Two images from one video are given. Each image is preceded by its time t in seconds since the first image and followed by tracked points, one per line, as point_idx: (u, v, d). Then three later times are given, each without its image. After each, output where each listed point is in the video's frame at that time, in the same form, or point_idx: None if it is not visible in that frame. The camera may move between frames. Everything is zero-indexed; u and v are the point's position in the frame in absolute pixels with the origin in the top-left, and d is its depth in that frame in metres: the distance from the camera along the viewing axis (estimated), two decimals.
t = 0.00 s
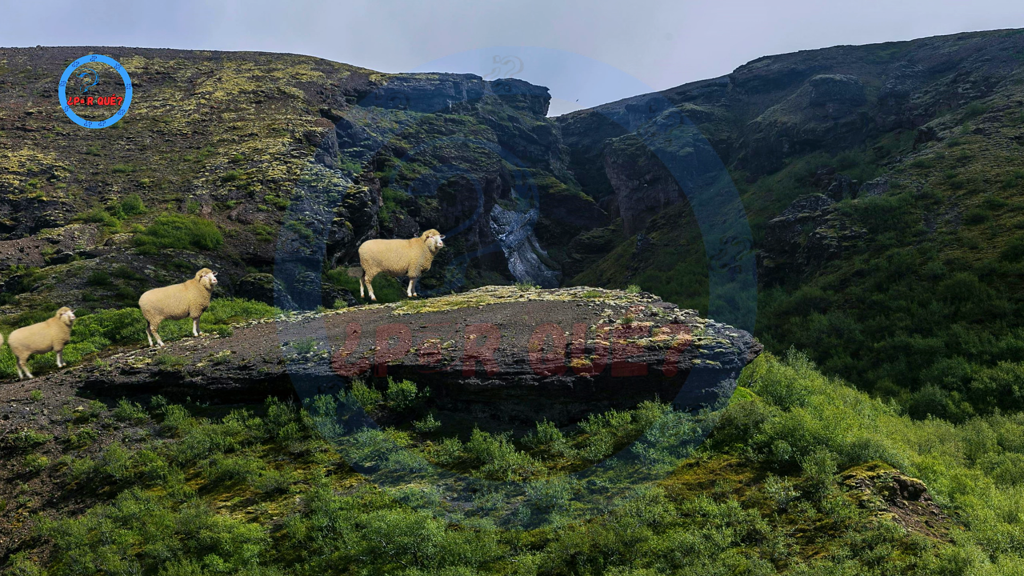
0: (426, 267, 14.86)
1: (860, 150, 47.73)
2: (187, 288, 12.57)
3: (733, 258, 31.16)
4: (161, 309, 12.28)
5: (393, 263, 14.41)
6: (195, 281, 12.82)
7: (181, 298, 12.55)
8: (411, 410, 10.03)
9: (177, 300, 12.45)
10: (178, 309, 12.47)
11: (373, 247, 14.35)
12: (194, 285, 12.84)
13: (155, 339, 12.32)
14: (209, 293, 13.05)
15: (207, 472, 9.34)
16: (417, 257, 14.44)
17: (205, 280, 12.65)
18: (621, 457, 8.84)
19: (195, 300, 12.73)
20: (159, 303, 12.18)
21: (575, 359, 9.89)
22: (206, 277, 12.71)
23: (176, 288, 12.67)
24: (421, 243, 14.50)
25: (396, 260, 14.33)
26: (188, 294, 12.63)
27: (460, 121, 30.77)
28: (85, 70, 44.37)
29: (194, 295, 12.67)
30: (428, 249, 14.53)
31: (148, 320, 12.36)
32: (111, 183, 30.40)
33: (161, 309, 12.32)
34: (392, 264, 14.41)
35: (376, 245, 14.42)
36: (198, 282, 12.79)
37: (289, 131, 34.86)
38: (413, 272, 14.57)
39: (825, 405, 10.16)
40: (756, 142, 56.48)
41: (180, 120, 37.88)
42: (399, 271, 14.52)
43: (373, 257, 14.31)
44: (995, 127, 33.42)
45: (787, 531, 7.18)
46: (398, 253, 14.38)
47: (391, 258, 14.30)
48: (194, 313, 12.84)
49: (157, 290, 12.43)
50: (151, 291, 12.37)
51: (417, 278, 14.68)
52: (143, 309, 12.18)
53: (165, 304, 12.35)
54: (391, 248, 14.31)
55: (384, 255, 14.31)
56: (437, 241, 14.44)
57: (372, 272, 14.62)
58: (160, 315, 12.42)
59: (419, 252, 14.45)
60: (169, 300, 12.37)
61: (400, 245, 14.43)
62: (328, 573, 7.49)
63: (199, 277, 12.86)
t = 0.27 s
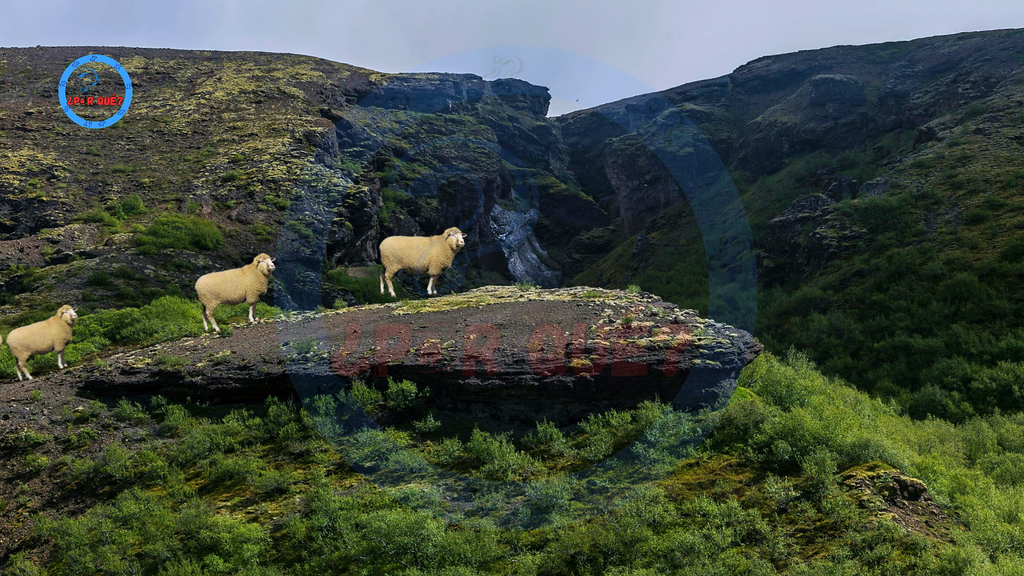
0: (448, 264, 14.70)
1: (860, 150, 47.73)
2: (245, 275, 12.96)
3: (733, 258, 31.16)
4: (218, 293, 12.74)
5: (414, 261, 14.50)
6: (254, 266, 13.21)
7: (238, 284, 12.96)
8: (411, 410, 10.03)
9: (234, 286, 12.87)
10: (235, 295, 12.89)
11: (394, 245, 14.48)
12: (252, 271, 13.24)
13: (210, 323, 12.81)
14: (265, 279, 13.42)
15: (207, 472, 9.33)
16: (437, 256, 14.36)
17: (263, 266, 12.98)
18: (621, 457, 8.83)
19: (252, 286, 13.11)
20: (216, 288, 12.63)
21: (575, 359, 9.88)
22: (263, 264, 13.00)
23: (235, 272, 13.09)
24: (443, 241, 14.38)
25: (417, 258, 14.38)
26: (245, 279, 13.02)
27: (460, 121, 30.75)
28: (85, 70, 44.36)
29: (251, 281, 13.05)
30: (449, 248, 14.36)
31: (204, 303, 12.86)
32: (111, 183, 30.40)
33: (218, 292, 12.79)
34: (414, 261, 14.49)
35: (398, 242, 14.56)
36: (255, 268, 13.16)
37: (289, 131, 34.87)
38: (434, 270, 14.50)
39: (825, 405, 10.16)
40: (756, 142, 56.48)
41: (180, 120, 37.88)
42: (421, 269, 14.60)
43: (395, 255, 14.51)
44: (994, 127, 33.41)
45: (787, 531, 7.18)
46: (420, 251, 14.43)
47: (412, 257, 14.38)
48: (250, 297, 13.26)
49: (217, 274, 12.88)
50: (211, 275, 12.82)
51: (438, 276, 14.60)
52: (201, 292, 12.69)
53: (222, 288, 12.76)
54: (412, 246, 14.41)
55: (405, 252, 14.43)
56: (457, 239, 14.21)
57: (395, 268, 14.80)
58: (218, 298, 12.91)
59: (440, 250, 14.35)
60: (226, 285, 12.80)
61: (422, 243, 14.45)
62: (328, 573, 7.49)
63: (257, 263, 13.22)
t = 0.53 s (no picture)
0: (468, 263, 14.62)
1: (860, 150, 47.73)
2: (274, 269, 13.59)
3: (733, 258, 31.16)
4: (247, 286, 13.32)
5: (434, 258, 14.50)
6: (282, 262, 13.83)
7: (267, 278, 13.56)
8: (411, 410, 10.04)
9: (263, 279, 13.48)
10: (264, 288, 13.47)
11: (415, 241, 14.57)
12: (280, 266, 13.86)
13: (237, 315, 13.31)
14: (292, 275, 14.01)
15: (207, 472, 9.33)
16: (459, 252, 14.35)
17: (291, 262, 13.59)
18: (621, 457, 8.84)
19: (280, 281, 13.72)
20: (246, 280, 13.21)
21: (575, 359, 9.88)
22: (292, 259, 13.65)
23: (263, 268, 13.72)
24: (464, 239, 14.41)
25: (439, 254, 14.38)
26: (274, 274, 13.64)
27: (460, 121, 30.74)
28: (85, 70, 44.35)
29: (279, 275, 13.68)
30: (471, 245, 14.35)
31: (232, 296, 13.40)
32: (111, 183, 30.40)
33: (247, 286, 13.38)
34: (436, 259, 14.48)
35: (420, 239, 14.66)
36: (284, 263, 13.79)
37: (289, 131, 34.87)
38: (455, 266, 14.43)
39: (824, 405, 10.16)
40: (756, 142, 56.46)
41: (180, 120, 37.87)
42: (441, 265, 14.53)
43: (416, 251, 14.54)
44: (995, 127, 33.41)
45: (788, 531, 7.18)
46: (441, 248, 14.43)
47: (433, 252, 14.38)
48: (277, 292, 13.82)
49: (248, 268, 13.53)
50: (241, 269, 13.45)
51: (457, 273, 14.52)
52: (231, 284, 13.27)
53: (251, 283, 13.33)
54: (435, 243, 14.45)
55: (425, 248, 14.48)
56: (478, 237, 14.22)
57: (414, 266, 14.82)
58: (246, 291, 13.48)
59: (462, 248, 14.35)
60: (256, 278, 13.41)
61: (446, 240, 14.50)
62: (328, 573, 7.49)
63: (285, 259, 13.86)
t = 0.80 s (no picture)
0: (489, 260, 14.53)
1: (860, 150, 47.73)
2: (297, 264, 13.95)
3: (733, 258, 31.15)
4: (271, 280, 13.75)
5: (455, 256, 14.43)
6: (307, 257, 14.18)
7: (291, 273, 13.95)
8: (411, 410, 10.04)
9: (287, 274, 13.89)
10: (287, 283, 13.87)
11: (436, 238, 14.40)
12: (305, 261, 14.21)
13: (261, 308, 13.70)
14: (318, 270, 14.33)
15: (207, 472, 9.34)
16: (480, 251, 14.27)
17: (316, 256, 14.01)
18: (621, 457, 8.84)
19: (304, 275, 14.06)
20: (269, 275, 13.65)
21: (575, 359, 9.87)
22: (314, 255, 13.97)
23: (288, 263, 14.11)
24: (485, 237, 14.24)
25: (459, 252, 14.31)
26: (298, 269, 14.00)
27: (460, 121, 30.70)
28: (85, 70, 44.35)
29: (303, 270, 14.03)
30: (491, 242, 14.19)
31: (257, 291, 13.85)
32: (111, 183, 30.40)
33: (271, 281, 13.83)
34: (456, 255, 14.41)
35: (441, 236, 14.50)
36: (308, 259, 14.12)
37: (289, 131, 34.85)
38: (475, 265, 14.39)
39: (825, 405, 10.16)
40: (755, 142, 56.46)
41: (180, 120, 37.87)
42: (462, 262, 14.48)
43: (436, 248, 14.46)
44: (995, 127, 33.40)
45: (788, 531, 7.18)
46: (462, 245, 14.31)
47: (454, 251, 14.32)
48: (301, 287, 14.17)
49: (273, 263, 13.99)
50: (266, 264, 13.92)
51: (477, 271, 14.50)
52: (256, 279, 13.73)
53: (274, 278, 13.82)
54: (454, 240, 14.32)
55: (447, 246, 14.36)
56: (500, 237, 14.04)
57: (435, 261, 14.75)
58: (271, 286, 13.91)
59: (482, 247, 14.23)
60: (280, 273, 13.85)
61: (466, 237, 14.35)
62: (328, 573, 7.50)
63: (310, 254, 14.17)
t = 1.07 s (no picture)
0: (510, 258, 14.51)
1: (860, 150, 47.74)
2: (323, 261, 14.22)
3: (733, 258, 31.15)
4: (296, 276, 14.12)
5: (478, 253, 14.42)
6: (333, 253, 14.51)
7: (315, 269, 14.22)
8: (411, 410, 10.04)
9: (312, 270, 14.17)
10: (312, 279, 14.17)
11: (460, 235, 14.46)
12: (332, 258, 14.54)
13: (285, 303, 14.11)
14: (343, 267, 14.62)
15: (207, 472, 9.33)
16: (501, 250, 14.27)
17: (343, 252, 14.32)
18: (621, 457, 8.83)
19: (329, 272, 14.35)
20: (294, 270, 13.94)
21: (575, 359, 9.87)
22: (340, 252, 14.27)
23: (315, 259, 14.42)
24: (508, 235, 14.17)
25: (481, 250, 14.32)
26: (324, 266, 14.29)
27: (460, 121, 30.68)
28: (85, 70, 44.35)
29: (329, 267, 14.32)
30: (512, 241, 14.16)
31: (283, 285, 14.26)
32: (111, 183, 30.40)
33: (296, 275, 14.13)
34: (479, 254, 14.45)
35: (464, 233, 14.53)
36: (333, 255, 14.44)
37: (289, 131, 34.86)
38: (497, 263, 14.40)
39: (825, 405, 10.16)
40: (755, 142, 56.45)
41: (180, 120, 37.87)
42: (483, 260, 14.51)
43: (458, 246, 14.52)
44: (995, 127, 33.40)
45: (788, 531, 7.18)
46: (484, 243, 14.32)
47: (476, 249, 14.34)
48: (326, 283, 14.48)
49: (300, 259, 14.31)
50: (293, 259, 14.25)
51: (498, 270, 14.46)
52: (282, 273, 14.15)
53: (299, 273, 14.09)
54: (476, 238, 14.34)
55: (469, 244, 14.39)
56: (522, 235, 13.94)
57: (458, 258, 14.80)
58: (296, 281, 14.28)
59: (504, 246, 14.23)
60: (304, 269, 14.06)
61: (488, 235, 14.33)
62: (328, 573, 7.49)
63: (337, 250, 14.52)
